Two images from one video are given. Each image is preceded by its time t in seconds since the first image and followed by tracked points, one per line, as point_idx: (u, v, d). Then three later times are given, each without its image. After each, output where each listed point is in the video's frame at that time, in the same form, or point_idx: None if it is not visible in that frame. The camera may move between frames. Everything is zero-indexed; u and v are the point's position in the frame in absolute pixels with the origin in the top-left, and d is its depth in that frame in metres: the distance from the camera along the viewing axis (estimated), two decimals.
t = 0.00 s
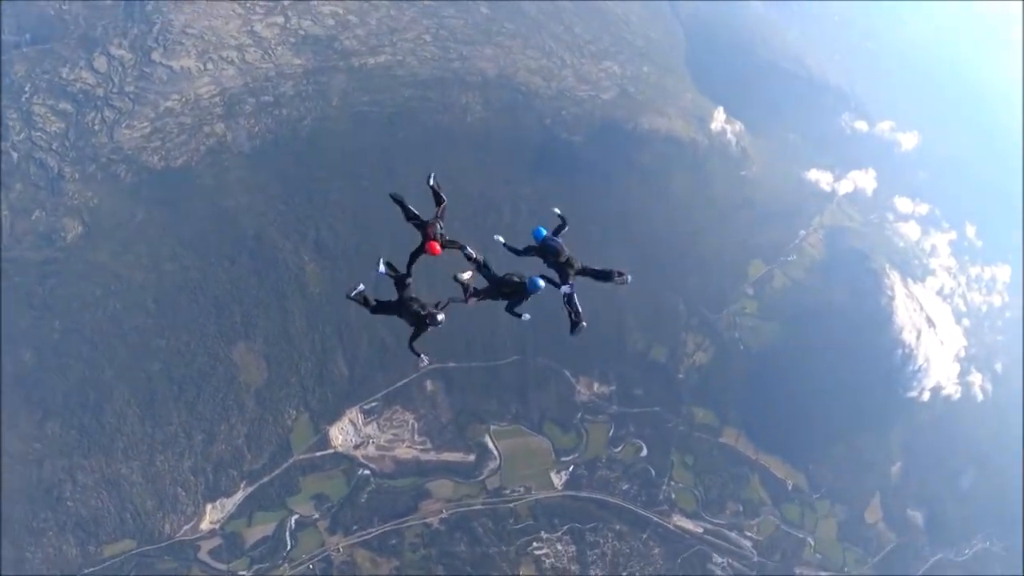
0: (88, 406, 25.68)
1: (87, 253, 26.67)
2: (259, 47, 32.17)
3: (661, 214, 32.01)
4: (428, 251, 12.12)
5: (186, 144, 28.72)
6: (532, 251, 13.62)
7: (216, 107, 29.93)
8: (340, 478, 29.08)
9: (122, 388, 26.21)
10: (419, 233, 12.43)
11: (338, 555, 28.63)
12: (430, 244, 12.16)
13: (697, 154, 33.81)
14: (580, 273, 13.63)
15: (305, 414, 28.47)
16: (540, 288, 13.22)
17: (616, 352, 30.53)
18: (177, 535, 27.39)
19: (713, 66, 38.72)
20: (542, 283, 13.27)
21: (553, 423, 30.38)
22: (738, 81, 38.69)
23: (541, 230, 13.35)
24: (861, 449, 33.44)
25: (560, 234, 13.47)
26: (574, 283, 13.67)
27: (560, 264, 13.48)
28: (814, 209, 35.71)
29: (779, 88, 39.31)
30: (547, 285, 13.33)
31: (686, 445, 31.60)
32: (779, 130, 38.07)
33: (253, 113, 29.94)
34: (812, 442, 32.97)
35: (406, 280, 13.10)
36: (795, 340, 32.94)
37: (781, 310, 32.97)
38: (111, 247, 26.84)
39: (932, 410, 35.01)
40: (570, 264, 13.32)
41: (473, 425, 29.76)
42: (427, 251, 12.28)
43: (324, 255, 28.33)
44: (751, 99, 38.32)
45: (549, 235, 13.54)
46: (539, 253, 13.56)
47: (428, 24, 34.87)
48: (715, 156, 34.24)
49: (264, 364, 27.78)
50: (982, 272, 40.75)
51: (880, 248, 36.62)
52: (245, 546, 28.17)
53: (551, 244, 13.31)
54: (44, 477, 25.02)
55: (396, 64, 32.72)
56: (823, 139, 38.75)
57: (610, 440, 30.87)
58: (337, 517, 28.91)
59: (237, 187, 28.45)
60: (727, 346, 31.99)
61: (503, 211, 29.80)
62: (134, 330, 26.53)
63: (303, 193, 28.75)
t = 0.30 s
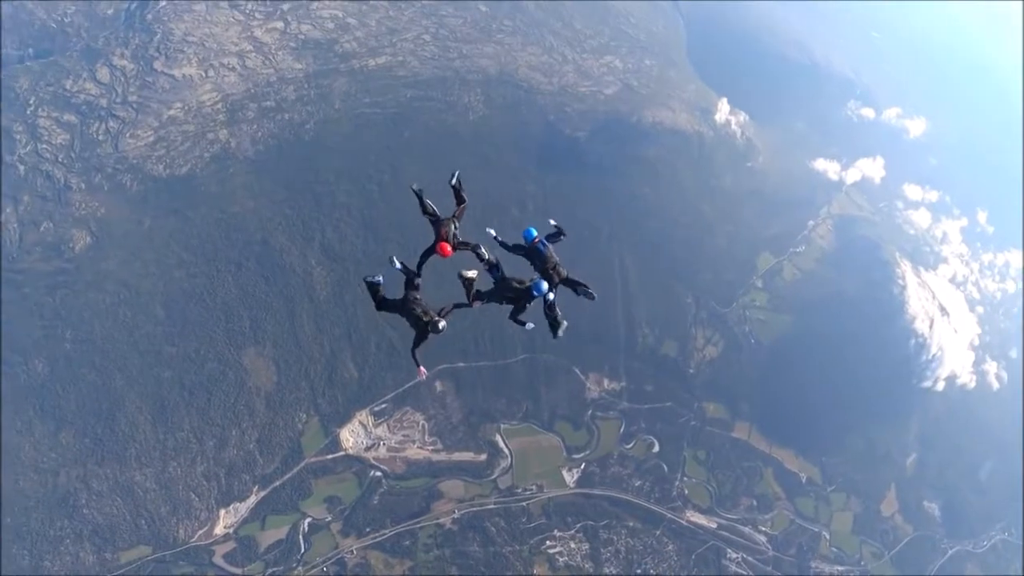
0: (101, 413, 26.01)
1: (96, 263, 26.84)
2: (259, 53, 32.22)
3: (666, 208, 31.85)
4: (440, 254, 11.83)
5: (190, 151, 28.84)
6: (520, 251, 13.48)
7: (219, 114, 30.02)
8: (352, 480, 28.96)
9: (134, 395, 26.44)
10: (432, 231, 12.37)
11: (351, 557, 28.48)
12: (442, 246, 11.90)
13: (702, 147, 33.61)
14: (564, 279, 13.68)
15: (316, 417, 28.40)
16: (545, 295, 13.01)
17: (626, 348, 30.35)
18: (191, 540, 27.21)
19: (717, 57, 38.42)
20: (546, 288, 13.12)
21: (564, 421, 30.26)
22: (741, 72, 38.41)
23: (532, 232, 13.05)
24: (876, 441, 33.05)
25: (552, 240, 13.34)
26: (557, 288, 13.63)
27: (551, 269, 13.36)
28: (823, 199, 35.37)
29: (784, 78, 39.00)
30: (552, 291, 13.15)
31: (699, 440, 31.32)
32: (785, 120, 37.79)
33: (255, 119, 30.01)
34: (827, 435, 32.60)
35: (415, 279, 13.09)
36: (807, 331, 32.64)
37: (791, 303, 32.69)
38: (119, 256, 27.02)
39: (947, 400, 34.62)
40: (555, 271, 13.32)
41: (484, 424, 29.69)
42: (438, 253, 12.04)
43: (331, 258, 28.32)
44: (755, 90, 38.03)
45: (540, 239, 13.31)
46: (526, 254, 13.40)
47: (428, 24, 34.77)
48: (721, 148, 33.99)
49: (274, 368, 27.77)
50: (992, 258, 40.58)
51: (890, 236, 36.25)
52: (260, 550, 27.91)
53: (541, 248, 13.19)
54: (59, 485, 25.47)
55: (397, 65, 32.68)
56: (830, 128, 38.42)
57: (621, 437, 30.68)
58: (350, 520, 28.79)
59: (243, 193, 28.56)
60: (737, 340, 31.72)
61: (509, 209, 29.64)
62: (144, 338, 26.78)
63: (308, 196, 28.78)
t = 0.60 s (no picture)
0: (114, 414, 26.36)
1: (108, 265, 27.09)
2: (268, 56, 32.43)
3: (676, 207, 31.59)
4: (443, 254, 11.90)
5: (200, 155, 29.06)
6: (513, 255, 13.73)
7: (228, 117, 30.23)
8: (361, 481, 28.86)
9: (144, 397, 26.73)
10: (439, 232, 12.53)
11: (361, 558, 28.36)
12: (445, 246, 11.98)
13: (712, 145, 33.31)
14: (557, 285, 13.58)
15: (325, 418, 28.35)
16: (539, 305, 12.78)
17: (636, 348, 30.11)
18: (202, 541, 27.21)
19: (726, 54, 38.15)
20: (539, 295, 12.83)
21: (574, 422, 30.05)
22: (750, 69, 38.11)
23: (524, 236, 13.23)
24: (892, 442, 32.50)
25: (544, 245, 13.61)
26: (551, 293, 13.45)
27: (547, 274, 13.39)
28: (834, 196, 34.96)
29: (794, 74, 38.66)
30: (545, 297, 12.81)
31: (711, 441, 30.95)
32: (795, 118, 37.45)
33: (264, 122, 30.20)
34: (840, 437, 32.14)
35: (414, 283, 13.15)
36: (819, 330, 32.24)
37: (803, 302, 32.28)
38: (130, 259, 27.27)
39: (964, 400, 34.09)
40: (547, 276, 13.26)
41: (493, 426, 29.58)
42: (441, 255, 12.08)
43: (339, 259, 28.27)
44: (765, 87, 37.72)
45: (533, 244, 13.56)
46: (519, 258, 13.63)
47: (435, 25, 34.84)
48: (731, 146, 33.68)
49: (283, 370, 27.80)
50: (1008, 256, 40.18)
51: (904, 233, 35.77)
52: (269, 552, 27.87)
53: (533, 253, 13.36)
54: (72, 486, 25.81)
55: (404, 67, 32.74)
56: (841, 125, 38.03)
57: (632, 438, 30.41)
58: (359, 521, 28.70)
59: (252, 195, 28.73)
60: (749, 340, 31.35)
61: (517, 208, 29.48)
62: (155, 340, 27.00)
63: (316, 198, 28.87)
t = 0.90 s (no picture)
0: (134, 401, 26.92)
1: (131, 256, 27.63)
2: (292, 53, 32.68)
3: (696, 209, 31.14)
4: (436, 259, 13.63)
5: (223, 149, 29.43)
6: (516, 253, 15.40)
7: (251, 113, 30.59)
8: (373, 477, 28.96)
9: (163, 385, 27.12)
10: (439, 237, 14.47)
11: (370, 553, 28.72)
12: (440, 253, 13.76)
13: (734, 148, 32.90)
14: (554, 286, 15.24)
15: (339, 413, 28.52)
16: (532, 305, 14.61)
17: (652, 352, 29.74)
18: (215, 529, 27.63)
19: (751, 56, 37.65)
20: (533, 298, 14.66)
21: (587, 425, 29.85)
22: (776, 71, 37.54)
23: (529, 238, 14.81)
24: (913, 455, 31.73)
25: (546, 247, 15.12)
26: (546, 293, 15.28)
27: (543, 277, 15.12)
28: (859, 202, 34.28)
29: (821, 77, 37.98)
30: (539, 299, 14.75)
31: (727, 448, 30.50)
32: (820, 121, 36.78)
33: (286, 118, 30.48)
34: (859, 448, 31.45)
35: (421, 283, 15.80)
36: (842, 338, 31.58)
37: (825, 309, 31.60)
38: (152, 250, 27.74)
39: (988, 415, 33.40)
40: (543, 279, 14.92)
41: (506, 426, 29.48)
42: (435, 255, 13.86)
43: (358, 255, 28.33)
44: (790, 90, 37.14)
45: (537, 244, 15.09)
46: (522, 257, 15.30)
47: (458, 23, 34.79)
48: (754, 149, 33.21)
49: (298, 363, 27.89)
50: None
51: (931, 242, 34.98)
52: (280, 543, 28.27)
53: (536, 253, 14.92)
54: (92, 470, 26.54)
55: (426, 65, 32.80)
56: (867, 129, 37.35)
57: (646, 443, 30.07)
58: (370, 516, 28.88)
59: (273, 189, 28.99)
60: (768, 347, 30.82)
61: (534, 209, 29.49)
62: (174, 330, 27.36)
63: (336, 195, 29.05)
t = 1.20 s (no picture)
0: (149, 376, 27.29)
1: (157, 234, 28.17)
2: (326, 44, 33.04)
3: (721, 223, 30.66)
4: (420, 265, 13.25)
5: (253, 135, 29.88)
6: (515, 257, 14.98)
7: (282, 101, 31.00)
8: (378, 469, 29.01)
9: (178, 363, 27.48)
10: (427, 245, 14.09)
11: (369, 545, 28.74)
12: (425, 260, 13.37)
13: (763, 165, 32.43)
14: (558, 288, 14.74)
15: (349, 403, 28.55)
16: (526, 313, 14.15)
17: (667, 365, 29.32)
18: (219, 509, 27.91)
19: (786, 72, 37.13)
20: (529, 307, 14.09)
21: (595, 434, 29.50)
22: (810, 89, 37.01)
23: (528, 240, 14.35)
24: (930, 490, 30.80)
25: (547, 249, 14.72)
26: (548, 296, 14.72)
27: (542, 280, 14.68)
28: (890, 227, 33.46)
29: (857, 97, 37.30)
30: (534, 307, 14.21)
31: (737, 468, 29.91)
32: (854, 141, 36.06)
33: (316, 107, 30.83)
34: (874, 479, 30.56)
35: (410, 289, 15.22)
36: (865, 363, 30.83)
37: (846, 334, 30.90)
38: (177, 230, 28.25)
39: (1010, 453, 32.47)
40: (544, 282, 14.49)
41: (513, 428, 29.30)
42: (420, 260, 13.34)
43: (377, 247, 28.53)
44: (824, 109, 36.55)
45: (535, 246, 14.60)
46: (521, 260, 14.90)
47: (492, 23, 34.83)
48: (783, 166, 32.67)
49: (312, 351, 28.13)
50: None
51: (962, 271, 34.15)
52: (281, 528, 28.45)
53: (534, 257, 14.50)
54: (104, 441, 26.98)
55: (457, 63, 32.90)
56: (902, 152, 36.54)
57: (654, 457, 29.63)
58: (372, 508, 28.95)
59: (298, 177, 29.28)
60: (785, 369, 30.21)
61: (556, 213, 29.37)
62: (193, 309, 27.72)
63: (360, 186, 29.24)
